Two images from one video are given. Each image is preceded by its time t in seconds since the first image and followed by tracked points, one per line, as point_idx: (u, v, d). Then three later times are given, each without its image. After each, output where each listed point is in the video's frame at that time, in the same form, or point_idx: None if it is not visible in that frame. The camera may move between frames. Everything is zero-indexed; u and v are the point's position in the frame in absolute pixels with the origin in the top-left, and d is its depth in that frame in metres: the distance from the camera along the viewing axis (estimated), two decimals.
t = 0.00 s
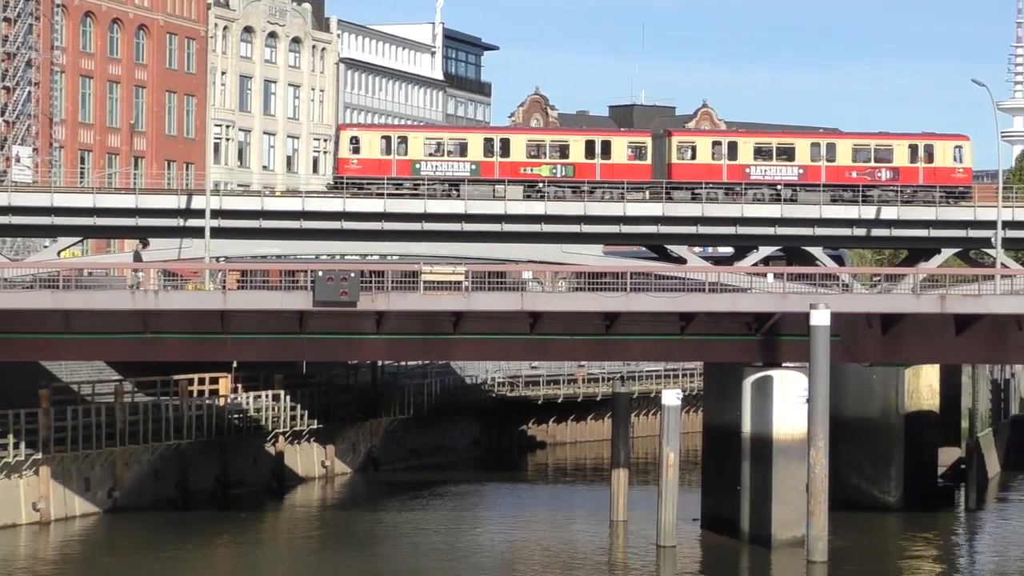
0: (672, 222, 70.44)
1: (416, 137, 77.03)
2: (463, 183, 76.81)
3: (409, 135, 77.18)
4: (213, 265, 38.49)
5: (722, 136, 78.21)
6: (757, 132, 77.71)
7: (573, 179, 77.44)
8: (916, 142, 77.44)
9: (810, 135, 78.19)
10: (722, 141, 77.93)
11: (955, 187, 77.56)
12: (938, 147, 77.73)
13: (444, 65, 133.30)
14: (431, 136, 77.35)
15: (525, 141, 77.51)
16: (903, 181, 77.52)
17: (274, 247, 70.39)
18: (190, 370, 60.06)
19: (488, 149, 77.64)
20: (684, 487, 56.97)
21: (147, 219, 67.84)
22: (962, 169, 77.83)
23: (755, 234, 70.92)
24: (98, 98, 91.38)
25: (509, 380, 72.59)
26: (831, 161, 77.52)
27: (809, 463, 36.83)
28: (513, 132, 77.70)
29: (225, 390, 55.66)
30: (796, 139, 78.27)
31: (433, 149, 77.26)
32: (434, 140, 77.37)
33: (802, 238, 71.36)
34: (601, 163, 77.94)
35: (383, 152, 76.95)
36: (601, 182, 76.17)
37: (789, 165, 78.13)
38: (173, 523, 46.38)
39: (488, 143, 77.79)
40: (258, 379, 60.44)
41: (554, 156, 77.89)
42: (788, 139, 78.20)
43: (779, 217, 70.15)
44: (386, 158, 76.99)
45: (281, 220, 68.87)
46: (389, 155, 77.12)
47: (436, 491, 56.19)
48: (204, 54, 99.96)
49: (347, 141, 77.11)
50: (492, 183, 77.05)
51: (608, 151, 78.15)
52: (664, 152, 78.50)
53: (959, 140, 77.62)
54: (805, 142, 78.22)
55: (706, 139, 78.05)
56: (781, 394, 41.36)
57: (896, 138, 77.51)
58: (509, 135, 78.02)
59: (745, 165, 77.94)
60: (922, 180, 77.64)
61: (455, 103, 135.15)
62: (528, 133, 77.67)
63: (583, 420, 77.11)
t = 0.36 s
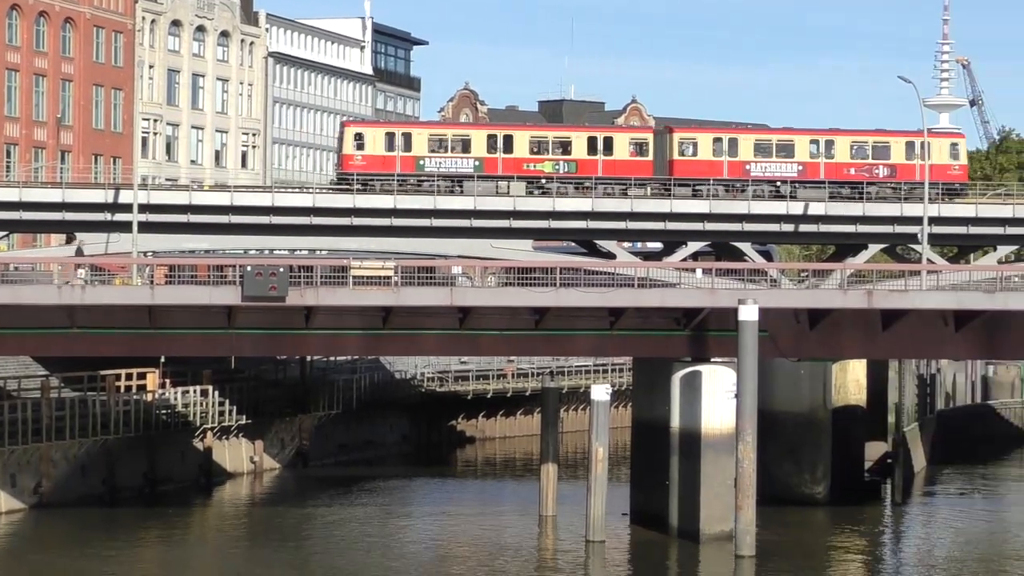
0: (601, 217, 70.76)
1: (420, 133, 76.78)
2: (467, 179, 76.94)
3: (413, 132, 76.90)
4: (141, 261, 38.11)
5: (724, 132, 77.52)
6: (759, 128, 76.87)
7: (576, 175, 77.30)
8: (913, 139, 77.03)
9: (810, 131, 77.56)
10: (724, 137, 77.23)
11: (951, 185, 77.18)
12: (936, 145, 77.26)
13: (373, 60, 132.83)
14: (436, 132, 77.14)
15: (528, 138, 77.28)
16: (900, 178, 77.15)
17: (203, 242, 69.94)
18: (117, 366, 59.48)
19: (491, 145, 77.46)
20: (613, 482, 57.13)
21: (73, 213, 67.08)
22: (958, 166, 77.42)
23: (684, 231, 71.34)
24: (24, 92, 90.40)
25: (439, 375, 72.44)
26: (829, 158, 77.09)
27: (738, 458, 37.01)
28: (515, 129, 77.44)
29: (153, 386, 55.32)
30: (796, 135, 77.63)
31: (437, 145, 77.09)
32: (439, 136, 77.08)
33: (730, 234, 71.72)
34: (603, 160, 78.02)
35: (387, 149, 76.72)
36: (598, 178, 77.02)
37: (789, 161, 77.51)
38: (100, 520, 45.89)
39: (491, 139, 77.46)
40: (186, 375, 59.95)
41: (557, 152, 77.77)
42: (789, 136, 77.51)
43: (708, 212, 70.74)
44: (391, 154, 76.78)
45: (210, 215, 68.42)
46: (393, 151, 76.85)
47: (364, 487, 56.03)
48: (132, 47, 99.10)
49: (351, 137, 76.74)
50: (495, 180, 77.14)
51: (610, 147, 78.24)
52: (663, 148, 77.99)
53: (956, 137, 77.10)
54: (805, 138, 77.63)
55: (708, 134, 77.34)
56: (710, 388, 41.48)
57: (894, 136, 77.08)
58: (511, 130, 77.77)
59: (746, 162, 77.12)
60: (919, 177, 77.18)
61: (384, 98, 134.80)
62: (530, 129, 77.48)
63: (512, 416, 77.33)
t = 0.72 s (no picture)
0: (533, 213, 70.57)
1: (425, 129, 74.58)
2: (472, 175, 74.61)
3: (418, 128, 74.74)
4: (70, 256, 37.60)
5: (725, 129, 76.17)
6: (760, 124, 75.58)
7: (579, 173, 75.50)
8: (911, 136, 76.77)
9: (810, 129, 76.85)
10: (726, 134, 75.60)
11: (947, 182, 77.12)
12: (932, 143, 77.30)
13: (303, 54, 132.19)
14: (441, 128, 74.95)
15: (533, 132, 75.27)
16: (897, 176, 76.88)
17: (131, 237, 69.33)
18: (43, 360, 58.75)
19: (496, 141, 75.28)
20: (544, 477, 57.14)
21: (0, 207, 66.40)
22: (953, 165, 77.45)
23: (614, 226, 71.52)
24: None
25: (370, 370, 72.22)
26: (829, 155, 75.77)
27: (668, 453, 37.08)
28: (521, 124, 75.42)
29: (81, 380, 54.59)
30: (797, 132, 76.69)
31: (442, 141, 74.89)
32: (444, 132, 74.88)
33: (660, 230, 71.95)
34: (607, 156, 76.12)
35: (392, 145, 74.44)
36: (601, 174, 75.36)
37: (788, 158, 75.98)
38: (26, 516, 45.32)
39: (495, 135, 75.38)
40: (115, 370, 59.42)
41: (561, 149, 75.90)
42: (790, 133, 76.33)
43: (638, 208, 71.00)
44: (395, 151, 74.51)
45: (139, 210, 67.86)
46: (397, 147, 74.66)
47: (294, 483, 55.65)
48: (59, 41, 98.10)
49: (355, 133, 74.36)
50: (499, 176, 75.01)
51: (613, 143, 76.35)
52: (667, 145, 76.35)
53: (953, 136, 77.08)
54: (804, 135, 76.14)
55: (709, 131, 75.98)
56: (640, 384, 41.70)
57: (892, 134, 76.94)
58: (516, 127, 75.73)
59: (747, 159, 75.60)
60: (915, 175, 77.02)
61: (315, 93, 134.07)
62: (535, 125, 75.49)
63: (443, 411, 77.23)
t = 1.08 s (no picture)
0: (466, 208, 70.85)
1: (432, 127, 75.21)
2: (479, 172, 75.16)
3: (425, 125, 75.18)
4: None
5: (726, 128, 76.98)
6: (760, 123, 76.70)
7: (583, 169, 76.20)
8: (907, 135, 78.43)
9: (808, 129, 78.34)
10: (727, 132, 76.54)
11: (942, 181, 78.17)
12: (927, 142, 78.75)
13: (235, 49, 131.41)
14: (446, 127, 75.53)
15: (538, 130, 75.93)
16: (894, 173, 78.51)
17: (61, 232, 68.37)
18: None
19: (501, 139, 76.03)
20: (477, 473, 57.11)
21: None
22: (948, 162, 78.84)
23: (550, 221, 71.48)
24: None
25: (302, 366, 72.16)
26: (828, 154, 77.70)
27: (600, 449, 37.08)
28: (525, 122, 76.20)
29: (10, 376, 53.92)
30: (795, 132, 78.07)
31: (447, 139, 75.45)
32: (449, 130, 75.52)
33: (592, 226, 72.13)
34: (610, 154, 76.72)
35: (399, 142, 74.86)
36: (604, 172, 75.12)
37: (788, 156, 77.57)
38: None
39: (500, 133, 76.12)
40: (44, 365, 58.87)
41: (565, 146, 76.59)
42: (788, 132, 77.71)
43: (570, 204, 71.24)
44: (402, 148, 74.88)
45: (68, 204, 67.19)
46: (404, 145, 75.05)
47: (224, 479, 55.28)
48: None
49: (362, 131, 74.77)
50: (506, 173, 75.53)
51: (616, 141, 76.87)
52: (668, 143, 77.16)
53: (947, 135, 78.53)
54: (804, 134, 77.82)
55: (710, 129, 76.91)
56: (572, 380, 41.63)
57: (888, 133, 78.40)
58: (520, 125, 76.50)
59: (748, 157, 76.62)
60: (911, 173, 78.66)
61: (246, 88, 133.25)
62: (539, 123, 76.25)
63: (375, 407, 77.05)
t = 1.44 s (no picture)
0: (399, 204, 70.77)
1: (440, 123, 74.38)
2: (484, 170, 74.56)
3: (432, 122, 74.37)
4: None
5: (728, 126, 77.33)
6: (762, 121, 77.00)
7: (587, 167, 75.23)
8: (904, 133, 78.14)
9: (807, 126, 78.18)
10: (729, 130, 76.61)
11: (938, 179, 78.38)
12: (923, 140, 78.69)
13: (168, 43, 130.68)
14: (454, 123, 74.67)
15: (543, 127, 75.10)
16: (891, 171, 78.30)
17: None
18: None
19: (507, 136, 75.10)
20: (411, 469, 56.99)
21: None
22: (945, 160, 78.71)
23: (482, 218, 71.95)
24: None
25: (235, 361, 70.98)
26: (827, 152, 77.59)
27: (534, 444, 37.11)
28: (531, 119, 75.22)
29: None
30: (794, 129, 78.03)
31: (454, 136, 74.62)
32: (456, 127, 74.66)
33: (526, 222, 72.46)
34: (615, 151, 75.78)
35: (406, 139, 74.12)
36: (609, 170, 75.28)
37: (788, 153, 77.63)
38: None
39: (507, 130, 75.18)
40: None
41: (570, 144, 75.54)
42: (788, 130, 77.79)
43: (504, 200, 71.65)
44: (411, 145, 74.10)
45: None
46: (412, 141, 74.30)
47: (157, 476, 54.79)
48: None
49: (370, 127, 74.04)
50: (510, 170, 74.79)
51: (620, 138, 76.02)
52: (673, 141, 76.58)
53: (943, 132, 78.57)
54: (804, 131, 77.86)
55: (712, 127, 76.59)
56: (506, 374, 41.58)
57: (885, 131, 78.26)
58: (526, 121, 75.48)
59: (749, 154, 77.02)
60: (908, 170, 78.44)
61: (179, 83, 132.20)
62: (545, 120, 75.22)
63: (308, 403, 76.76)
